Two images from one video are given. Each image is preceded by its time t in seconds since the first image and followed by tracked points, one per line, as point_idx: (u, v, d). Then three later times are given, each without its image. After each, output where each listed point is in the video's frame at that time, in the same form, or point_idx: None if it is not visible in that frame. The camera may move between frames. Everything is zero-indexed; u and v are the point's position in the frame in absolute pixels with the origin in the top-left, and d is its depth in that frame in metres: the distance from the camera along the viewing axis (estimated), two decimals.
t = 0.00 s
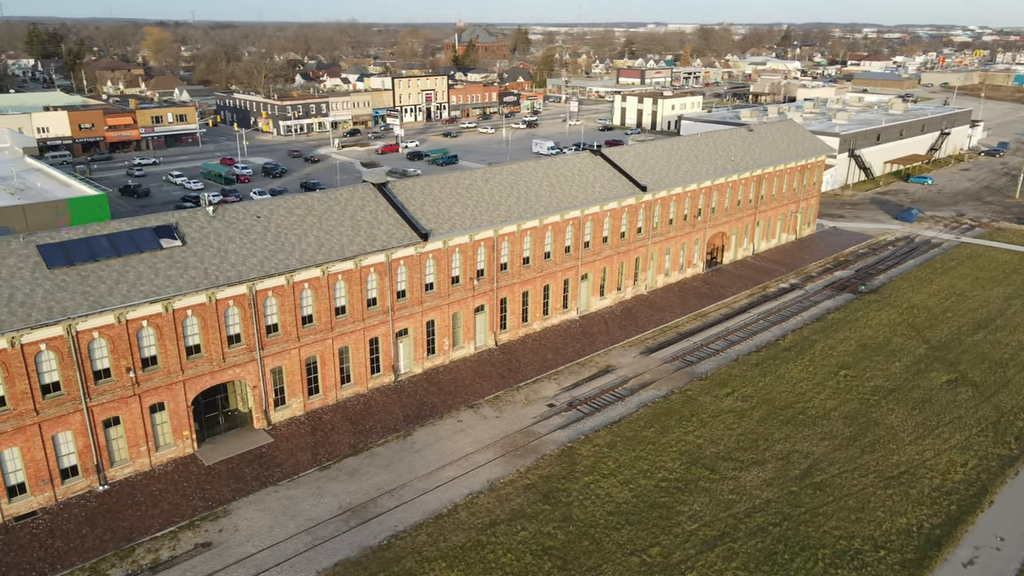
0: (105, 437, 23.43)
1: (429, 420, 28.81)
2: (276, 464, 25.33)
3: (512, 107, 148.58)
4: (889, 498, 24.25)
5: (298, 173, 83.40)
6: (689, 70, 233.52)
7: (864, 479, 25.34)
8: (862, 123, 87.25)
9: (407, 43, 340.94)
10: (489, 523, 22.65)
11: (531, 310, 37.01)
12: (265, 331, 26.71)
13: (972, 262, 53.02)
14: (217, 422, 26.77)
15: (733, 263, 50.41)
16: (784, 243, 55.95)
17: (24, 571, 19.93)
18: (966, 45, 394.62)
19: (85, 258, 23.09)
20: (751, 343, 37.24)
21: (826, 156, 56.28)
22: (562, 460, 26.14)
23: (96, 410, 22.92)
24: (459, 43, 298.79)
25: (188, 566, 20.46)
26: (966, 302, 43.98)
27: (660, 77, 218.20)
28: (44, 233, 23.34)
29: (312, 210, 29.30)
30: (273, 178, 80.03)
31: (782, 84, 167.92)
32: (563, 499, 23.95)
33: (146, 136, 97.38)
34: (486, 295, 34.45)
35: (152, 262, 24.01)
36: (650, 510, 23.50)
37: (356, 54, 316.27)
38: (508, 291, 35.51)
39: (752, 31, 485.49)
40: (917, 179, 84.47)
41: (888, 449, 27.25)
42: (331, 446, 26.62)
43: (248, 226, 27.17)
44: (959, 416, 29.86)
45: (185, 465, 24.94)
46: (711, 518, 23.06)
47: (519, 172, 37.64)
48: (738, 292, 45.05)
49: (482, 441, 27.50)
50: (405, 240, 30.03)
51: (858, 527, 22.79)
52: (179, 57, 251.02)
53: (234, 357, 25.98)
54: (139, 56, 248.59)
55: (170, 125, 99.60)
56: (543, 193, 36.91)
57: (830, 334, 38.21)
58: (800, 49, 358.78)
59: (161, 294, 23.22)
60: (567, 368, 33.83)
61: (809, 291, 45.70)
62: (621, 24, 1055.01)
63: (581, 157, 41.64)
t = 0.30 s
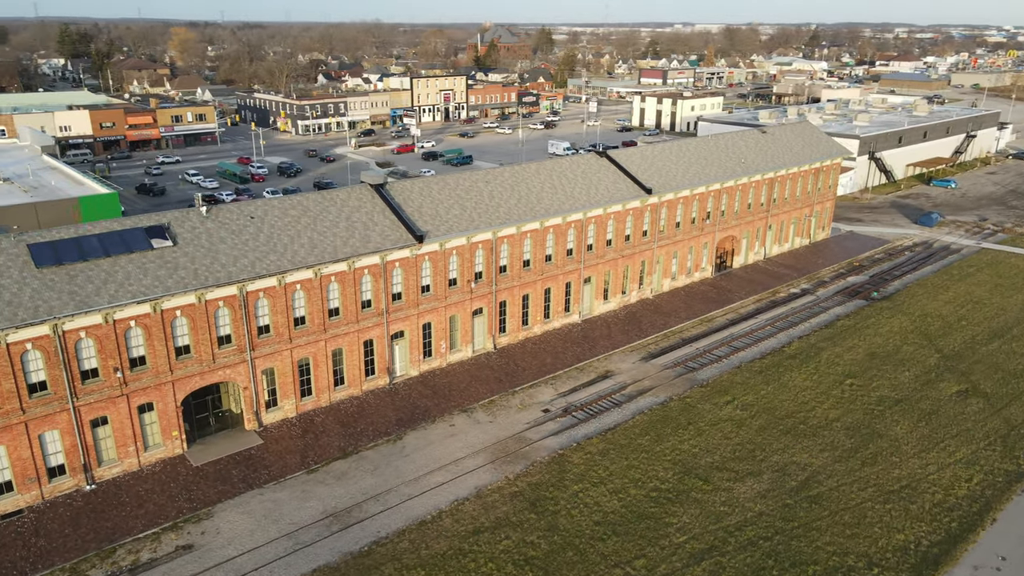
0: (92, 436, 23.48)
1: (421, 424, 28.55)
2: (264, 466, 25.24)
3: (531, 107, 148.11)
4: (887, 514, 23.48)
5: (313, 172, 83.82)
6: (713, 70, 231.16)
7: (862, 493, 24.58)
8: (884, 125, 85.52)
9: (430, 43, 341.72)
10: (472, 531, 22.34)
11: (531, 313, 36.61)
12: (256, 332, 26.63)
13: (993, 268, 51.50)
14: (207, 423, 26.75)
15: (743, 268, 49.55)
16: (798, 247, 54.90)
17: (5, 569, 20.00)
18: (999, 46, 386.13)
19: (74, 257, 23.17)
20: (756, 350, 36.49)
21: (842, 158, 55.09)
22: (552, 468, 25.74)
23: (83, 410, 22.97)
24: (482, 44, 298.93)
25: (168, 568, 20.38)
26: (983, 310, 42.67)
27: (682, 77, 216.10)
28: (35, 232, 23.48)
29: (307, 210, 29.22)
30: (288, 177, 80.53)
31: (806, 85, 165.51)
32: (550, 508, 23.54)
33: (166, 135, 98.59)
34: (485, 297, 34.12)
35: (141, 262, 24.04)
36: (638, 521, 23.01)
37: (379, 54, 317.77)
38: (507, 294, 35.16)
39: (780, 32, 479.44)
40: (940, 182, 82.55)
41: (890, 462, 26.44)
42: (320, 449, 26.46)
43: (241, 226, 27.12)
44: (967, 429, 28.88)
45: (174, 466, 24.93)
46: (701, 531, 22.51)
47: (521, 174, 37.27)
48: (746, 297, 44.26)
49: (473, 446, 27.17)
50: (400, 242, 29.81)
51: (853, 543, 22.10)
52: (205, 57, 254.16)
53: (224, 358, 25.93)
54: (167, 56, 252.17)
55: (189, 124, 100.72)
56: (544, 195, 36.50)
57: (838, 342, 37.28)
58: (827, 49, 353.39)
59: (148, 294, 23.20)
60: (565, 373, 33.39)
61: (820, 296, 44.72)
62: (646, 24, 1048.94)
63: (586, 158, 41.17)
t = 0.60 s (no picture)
0: (81, 435, 23.59)
1: (412, 428, 28.32)
2: (251, 468, 25.16)
3: (551, 107, 147.54)
4: (883, 530, 22.74)
5: (328, 171, 84.27)
6: (736, 70, 228.58)
7: (859, 507, 23.84)
8: (907, 127, 83.78)
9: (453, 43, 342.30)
10: (455, 538, 22.03)
11: (530, 316, 36.21)
12: (247, 333, 26.59)
13: (1013, 275, 49.97)
14: (198, 423, 26.77)
15: (753, 272, 48.67)
16: (811, 251, 53.84)
17: None
18: None
19: (64, 256, 23.32)
20: (760, 357, 35.73)
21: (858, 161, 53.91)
22: (541, 475, 25.33)
23: (70, 409, 23.07)
24: (504, 43, 298.88)
25: (147, 569, 20.35)
26: (1000, 318, 41.36)
27: (705, 78, 213.92)
28: (27, 232, 23.69)
29: (303, 211, 29.14)
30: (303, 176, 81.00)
31: (831, 85, 162.74)
32: (536, 516, 23.14)
33: (186, 134, 99.87)
34: (483, 300, 33.80)
35: (131, 262, 24.12)
36: (625, 531, 22.54)
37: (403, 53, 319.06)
38: (506, 297, 34.80)
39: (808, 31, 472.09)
40: (964, 186, 80.64)
41: (891, 475, 25.65)
42: (309, 451, 26.35)
43: (234, 226, 27.11)
44: (975, 442, 27.93)
45: (162, 466, 24.96)
46: (688, 543, 21.99)
47: (522, 175, 36.92)
48: (754, 301, 43.45)
49: (463, 451, 26.88)
50: (394, 243, 29.61)
51: (844, 560, 21.45)
52: (231, 57, 257.19)
53: (214, 359, 25.91)
54: (194, 55, 255.48)
55: (209, 123, 101.79)
56: (545, 197, 36.13)
57: (845, 349, 36.38)
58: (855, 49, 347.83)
59: (136, 294, 23.25)
60: (563, 378, 32.96)
61: (830, 302, 43.76)
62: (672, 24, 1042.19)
63: (591, 160, 40.69)
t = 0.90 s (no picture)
0: (70, 433, 23.72)
1: (403, 431, 28.12)
2: (240, 469, 25.14)
3: (570, 108, 146.88)
4: (878, 546, 22.05)
5: (343, 171, 84.69)
6: (761, 70, 225.75)
7: (855, 521, 23.15)
8: (932, 129, 81.97)
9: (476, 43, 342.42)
10: (437, 544, 21.74)
11: (530, 319, 35.84)
12: (238, 333, 26.58)
13: None
14: (190, 423, 26.85)
15: (763, 277, 47.82)
16: (824, 256, 52.80)
17: None
18: None
19: (54, 254, 23.47)
20: (764, 364, 35.00)
21: (874, 164, 52.74)
22: (529, 482, 24.97)
23: (59, 407, 23.20)
24: (527, 43, 298.42)
25: (127, 569, 20.36)
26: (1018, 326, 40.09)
27: (728, 78, 211.48)
28: (20, 231, 23.90)
29: (298, 211, 29.10)
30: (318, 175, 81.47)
31: (858, 86, 159.80)
32: (521, 524, 22.78)
33: (206, 133, 100.78)
34: (481, 302, 33.52)
35: (122, 261, 24.23)
36: (611, 542, 22.07)
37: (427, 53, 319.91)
38: (505, 299, 34.48)
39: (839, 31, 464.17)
40: (989, 190, 78.67)
41: (891, 489, 24.89)
42: (298, 452, 26.29)
43: (228, 226, 27.14)
44: (981, 455, 27.02)
45: (152, 465, 25.04)
46: (675, 556, 21.50)
47: (524, 177, 36.59)
48: (762, 306, 42.67)
49: (453, 455, 26.62)
50: (389, 245, 29.43)
51: None
52: (256, 56, 259.70)
53: (205, 359, 25.92)
54: (220, 55, 258.50)
55: (228, 122, 102.79)
56: (547, 198, 35.76)
57: (852, 357, 35.50)
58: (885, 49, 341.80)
59: (125, 294, 23.32)
60: (560, 383, 32.56)
61: (841, 308, 42.80)
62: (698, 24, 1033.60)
63: (596, 161, 40.21)
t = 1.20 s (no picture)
0: (61, 431, 23.91)
1: (395, 433, 27.97)
2: (228, 469, 25.15)
3: (591, 108, 146.07)
4: (872, 563, 21.37)
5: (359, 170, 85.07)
6: (787, 71, 222.61)
7: (849, 537, 22.48)
8: (957, 131, 80.05)
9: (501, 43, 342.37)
10: (419, 550, 21.54)
11: (530, 321, 35.50)
12: (231, 333, 26.63)
13: None
14: (182, 422, 26.95)
15: (774, 282, 46.95)
16: (839, 261, 51.72)
17: None
18: None
19: (47, 252, 23.70)
20: (767, 371, 34.27)
21: (892, 167, 51.53)
22: (517, 488, 24.66)
23: (50, 404, 23.38)
24: (551, 43, 297.53)
25: (108, 568, 20.43)
26: None
27: (754, 79, 208.73)
28: (15, 230, 24.21)
29: (295, 211, 29.12)
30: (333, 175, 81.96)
31: (885, 86, 156.69)
32: (505, 531, 22.48)
33: (226, 132, 101.84)
34: (479, 305, 33.27)
35: (114, 260, 24.40)
36: (595, 552, 21.65)
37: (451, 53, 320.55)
38: (504, 301, 34.18)
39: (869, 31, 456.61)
40: (1015, 194, 76.61)
41: (889, 503, 24.14)
42: (288, 454, 26.25)
43: (222, 226, 27.23)
44: (987, 470, 26.14)
45: (142, 464, 25.15)
46: (659, 568, 21.04)
47: (526, 178, 36.26)
48: (770, 312, 41.87)
49: (443, 459, 26.39)
50: (384, 247, 29.30)
51: None
52: (282, 56, 262.10)
53: (197, 359, 25.99)
54: (247, 55, 261.45)
55: (249, 121, 103.75)
56: (548, 200, 35.40)
57: (859, 366, 34.63)
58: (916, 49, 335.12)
59: (114, 293, 23.44)
60: (557, 387, 32.19)
61: (852, 315, 41.84)
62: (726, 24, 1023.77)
63: (601, 163, 39.75)
